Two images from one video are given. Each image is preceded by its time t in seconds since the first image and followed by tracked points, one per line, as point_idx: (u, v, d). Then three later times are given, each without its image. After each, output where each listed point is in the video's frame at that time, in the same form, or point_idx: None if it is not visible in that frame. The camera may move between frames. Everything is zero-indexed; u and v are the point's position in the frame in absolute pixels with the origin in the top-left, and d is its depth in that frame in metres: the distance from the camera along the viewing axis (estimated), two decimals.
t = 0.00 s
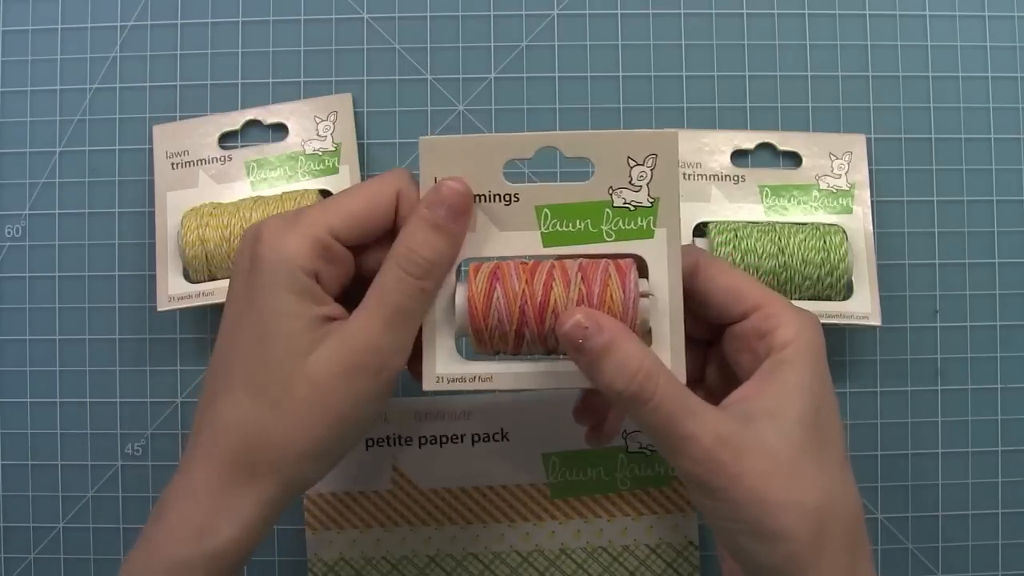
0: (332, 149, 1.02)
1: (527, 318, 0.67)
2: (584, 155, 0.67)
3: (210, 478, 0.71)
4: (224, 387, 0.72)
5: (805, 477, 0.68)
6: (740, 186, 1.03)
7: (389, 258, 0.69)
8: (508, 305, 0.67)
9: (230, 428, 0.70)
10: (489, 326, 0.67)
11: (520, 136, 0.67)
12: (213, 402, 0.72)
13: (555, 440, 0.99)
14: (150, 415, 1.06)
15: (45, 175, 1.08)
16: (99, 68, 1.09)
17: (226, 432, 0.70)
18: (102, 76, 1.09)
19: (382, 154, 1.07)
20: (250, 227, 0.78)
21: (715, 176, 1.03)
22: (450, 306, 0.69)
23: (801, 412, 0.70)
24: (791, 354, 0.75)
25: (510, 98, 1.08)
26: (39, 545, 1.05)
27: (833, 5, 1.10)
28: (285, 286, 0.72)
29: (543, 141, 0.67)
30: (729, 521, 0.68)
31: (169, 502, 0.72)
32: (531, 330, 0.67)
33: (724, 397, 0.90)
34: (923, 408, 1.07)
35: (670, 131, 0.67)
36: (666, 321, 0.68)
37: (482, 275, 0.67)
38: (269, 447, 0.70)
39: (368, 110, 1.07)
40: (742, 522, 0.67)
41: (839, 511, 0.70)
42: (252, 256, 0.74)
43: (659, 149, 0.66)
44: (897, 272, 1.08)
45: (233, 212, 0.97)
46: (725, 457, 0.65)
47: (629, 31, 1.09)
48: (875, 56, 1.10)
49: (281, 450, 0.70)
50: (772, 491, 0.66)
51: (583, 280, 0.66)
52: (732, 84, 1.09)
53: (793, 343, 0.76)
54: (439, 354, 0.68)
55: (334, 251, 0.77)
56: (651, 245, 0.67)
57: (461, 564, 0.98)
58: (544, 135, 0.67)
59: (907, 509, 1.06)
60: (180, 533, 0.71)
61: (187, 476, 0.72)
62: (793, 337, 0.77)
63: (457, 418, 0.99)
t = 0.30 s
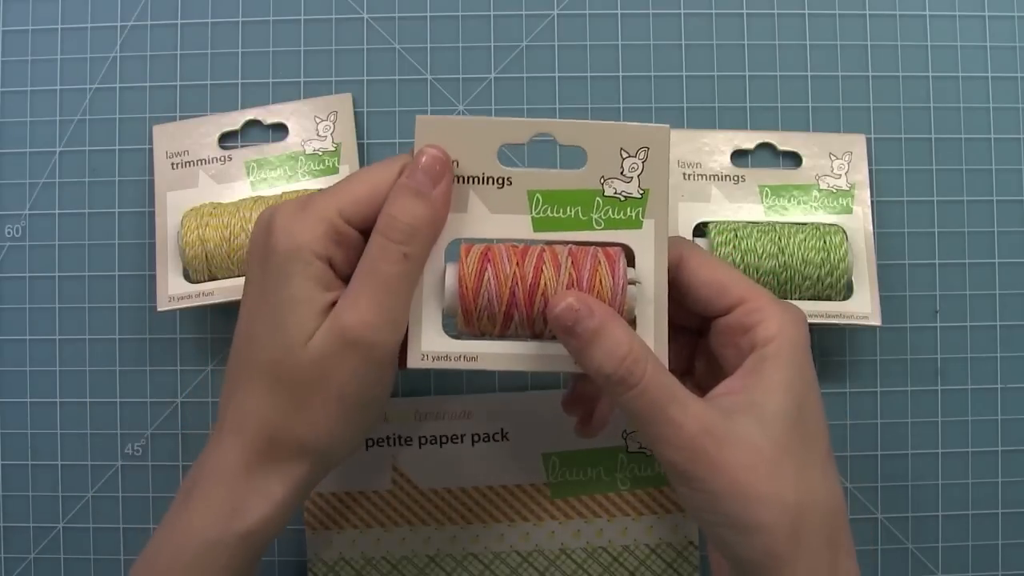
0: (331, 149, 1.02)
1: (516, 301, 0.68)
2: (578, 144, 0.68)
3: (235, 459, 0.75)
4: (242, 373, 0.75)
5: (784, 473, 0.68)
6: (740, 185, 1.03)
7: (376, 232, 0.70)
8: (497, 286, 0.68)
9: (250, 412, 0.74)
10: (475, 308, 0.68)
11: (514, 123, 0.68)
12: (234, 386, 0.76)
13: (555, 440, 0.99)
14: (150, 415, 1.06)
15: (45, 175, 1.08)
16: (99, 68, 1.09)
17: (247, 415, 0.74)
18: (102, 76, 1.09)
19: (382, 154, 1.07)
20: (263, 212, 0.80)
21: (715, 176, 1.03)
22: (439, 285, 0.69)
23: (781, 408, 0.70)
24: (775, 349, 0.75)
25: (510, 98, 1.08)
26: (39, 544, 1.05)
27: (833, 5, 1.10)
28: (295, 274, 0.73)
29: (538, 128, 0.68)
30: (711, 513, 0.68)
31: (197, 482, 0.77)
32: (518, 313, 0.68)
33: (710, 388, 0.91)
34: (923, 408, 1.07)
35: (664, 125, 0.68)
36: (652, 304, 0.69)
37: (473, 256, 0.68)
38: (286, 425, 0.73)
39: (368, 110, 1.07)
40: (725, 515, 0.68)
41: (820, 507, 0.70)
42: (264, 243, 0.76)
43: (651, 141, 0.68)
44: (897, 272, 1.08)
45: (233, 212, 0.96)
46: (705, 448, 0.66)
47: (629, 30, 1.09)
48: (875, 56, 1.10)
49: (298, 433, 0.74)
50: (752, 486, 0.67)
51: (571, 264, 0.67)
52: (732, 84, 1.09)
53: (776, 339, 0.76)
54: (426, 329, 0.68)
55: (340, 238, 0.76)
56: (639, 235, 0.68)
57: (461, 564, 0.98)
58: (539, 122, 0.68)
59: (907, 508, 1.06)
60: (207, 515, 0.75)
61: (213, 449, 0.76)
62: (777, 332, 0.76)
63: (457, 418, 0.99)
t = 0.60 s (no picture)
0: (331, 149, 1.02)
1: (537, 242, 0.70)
2: (603, 85, 0.69)
3: (260, 404, 0.76)
4: (266, 317, 0.75)
5: (809, 400, 0.68)
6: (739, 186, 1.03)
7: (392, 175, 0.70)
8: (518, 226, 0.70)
9: (273, 358, 0.74)
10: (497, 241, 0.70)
11: (540, 62, 0.68)
12: (259, 332, 0.76)
13: (555, 440, 0.99)
14: (150, 415, 1.06)
15: (45, 175, 1.08)
16: (99, 68, 1.09)
17: (270, 361, 0.75)
18: (102, 76, 1.09)
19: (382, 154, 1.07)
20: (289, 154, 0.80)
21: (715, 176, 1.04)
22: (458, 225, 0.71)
23: (810, 334, 0.70)
24: (807, 276, 0.74)
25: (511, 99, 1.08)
26: (39, 544, 1.05)
27: (833, 5, 1.10)
28: (316, 218, 0.73)
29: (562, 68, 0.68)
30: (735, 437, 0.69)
31: (220, 431, 0.78)
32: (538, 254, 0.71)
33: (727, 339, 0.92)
34: (923, 407, 1.07)
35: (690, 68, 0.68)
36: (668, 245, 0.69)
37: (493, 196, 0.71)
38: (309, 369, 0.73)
39: (368, 110, 1.07)
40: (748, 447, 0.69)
41: (847, 438, 0.70)
42: (287, 188, 0.76)
43: (677, 84, 0.68)
44: (897, 272, 1.08)
45: (233, 212, 0.96)
46: (728, 372, 0.67)
47: (629, 30, 1.09)
48: (875, 56, 1.10)
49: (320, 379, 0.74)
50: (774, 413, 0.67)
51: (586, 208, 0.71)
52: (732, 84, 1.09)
53: (808, 264, 0.75)
54: (442, 275, 0.70)
55: (362, 181, 0.75)
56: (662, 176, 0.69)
57: (461, 564, 0.98)
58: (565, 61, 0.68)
59: (907, 508, 1.06)
60: (227, 465, 0.76)
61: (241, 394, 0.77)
62: (808, 260, 0.75)
63: (457, 418, 0.99)
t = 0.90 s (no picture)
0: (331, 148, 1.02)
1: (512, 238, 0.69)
2: (572, 76, 0.69)
3: (256, 413, 0.76)
4: (258, 328, 0.76)
5: (801, 401, 0.68)
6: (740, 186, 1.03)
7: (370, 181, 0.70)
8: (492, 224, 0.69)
9: (266, 366, 0.75)
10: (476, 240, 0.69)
11: (508, 56, 0.69)
12: (250, 342, 0.77)
13: (555, 440, 0.99)
14: (150, 415, 1.06)
15: (45, 175, 1.08)
16: (99, 68, 1.09)
17: (264, 370, 0.75)
18: (102, 76, 1.09)
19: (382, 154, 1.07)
20: (268, 166, 0.80)
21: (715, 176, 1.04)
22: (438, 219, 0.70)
23: (799, 333, 0.70)
24: (795, 273, 0.74)
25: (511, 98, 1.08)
26: (39, 544, 1.05)
27: (833, 5, 1.10)
28: (299, 229, 0.73)
29: (529, 64, 0.69)
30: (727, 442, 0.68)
31: (218, 441, 0.79)
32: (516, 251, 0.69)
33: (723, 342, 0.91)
34: (923, 407, 1.07)
35: (658, 53, 0.68)
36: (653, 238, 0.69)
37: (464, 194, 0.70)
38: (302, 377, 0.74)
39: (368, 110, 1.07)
40: (742, 451, 0.68)
41: (840, 437, 0.70)
42: (268, 200, 0.75)
43: (645, 69, 0.68)
44: (897, 272, 1.08)
45: (233, 212, 0.96)
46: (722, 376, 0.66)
47: (629, 30, 1.09)
48: (875, 55, 1.10)
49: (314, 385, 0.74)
50: (768, 416, 0.67)
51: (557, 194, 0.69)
52: (732, 84, 1.09)
53: (797, 264, 0.75)
54: (424, 278, 0.70)
55: (341, 190, 0.74)
56: (638, 164, 0.68)
57: (461, 564, 0.98)
58: (531, 58, 0.69)
59: (907, 508, 1.06)
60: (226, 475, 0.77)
61: (239, 404, 0.77)
62: (797, 255, 0.76)
63: (457, 418, 0.99)
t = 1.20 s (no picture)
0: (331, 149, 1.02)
1: (499, 265, 0.69)
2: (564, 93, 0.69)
3: (246, 432, 0.76)
4: (245, 349, 0.75)
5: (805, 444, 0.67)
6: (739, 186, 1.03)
7: (361, 203, 0.70)
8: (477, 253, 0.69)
9: (255, 388, 0.74)
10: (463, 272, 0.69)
11: (498, 74, 0.68)
12: (237, 363, 0.76)
13: (555, 440, 0.99)
14: (150, 415, 1.06)
15: (45, 175, 1.08)
16: (99, 68, 1.09)
17: (253, 391, 0.74)
18: (102, 76, 1.09)
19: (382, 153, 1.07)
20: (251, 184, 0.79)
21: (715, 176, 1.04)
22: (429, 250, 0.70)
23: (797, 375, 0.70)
24: (793, 312, 0.74)
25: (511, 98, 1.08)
26: (39, 544, 1.05)
27: (833, 5, 1.10)
28: (284, 251, 0.72)
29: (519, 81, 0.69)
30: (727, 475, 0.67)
31: (209, 460, 0.78)
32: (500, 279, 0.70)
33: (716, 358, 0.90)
34: (923, 407, 1.07)
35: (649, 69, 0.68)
36: (644, 261, 0.70)
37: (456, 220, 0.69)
38: (291, 401, 0.74)
39: (368, 110, 1.07)
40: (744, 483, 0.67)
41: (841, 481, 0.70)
42: (251, 221, 0.74)
43: (637, 85, 0.68)
44: (898, 272, 1.08)
45: (233, 211, 0.97)
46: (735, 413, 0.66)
47: (630, 31, 1.09)
48: (875, 55, 1.10)
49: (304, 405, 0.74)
50: (771, 456, 0.66)
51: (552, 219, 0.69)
52: (732, 84, 1.09)
53: (794, 300, 0.75)
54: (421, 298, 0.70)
55: (326, 212, 0.74)
56: (630, 181, 0.69)
57: (461, 564, 0.98)
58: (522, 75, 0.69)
59: (907, 508, 1.06)
60: (220, 492, 0.77)
61: (227, 425, 0.77)
62: (793, 293, 0.76)
63: (457, 418, 0.99)
